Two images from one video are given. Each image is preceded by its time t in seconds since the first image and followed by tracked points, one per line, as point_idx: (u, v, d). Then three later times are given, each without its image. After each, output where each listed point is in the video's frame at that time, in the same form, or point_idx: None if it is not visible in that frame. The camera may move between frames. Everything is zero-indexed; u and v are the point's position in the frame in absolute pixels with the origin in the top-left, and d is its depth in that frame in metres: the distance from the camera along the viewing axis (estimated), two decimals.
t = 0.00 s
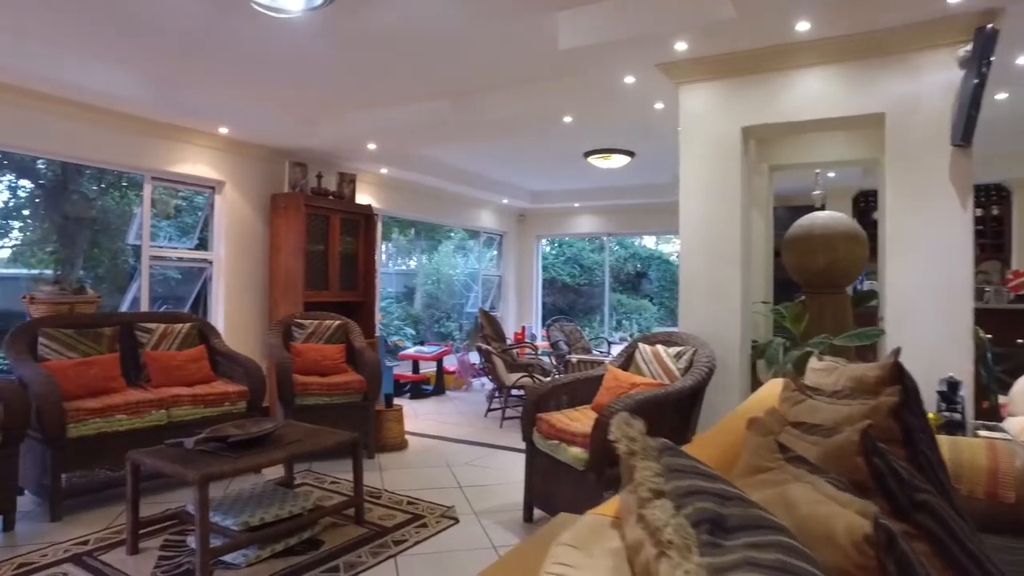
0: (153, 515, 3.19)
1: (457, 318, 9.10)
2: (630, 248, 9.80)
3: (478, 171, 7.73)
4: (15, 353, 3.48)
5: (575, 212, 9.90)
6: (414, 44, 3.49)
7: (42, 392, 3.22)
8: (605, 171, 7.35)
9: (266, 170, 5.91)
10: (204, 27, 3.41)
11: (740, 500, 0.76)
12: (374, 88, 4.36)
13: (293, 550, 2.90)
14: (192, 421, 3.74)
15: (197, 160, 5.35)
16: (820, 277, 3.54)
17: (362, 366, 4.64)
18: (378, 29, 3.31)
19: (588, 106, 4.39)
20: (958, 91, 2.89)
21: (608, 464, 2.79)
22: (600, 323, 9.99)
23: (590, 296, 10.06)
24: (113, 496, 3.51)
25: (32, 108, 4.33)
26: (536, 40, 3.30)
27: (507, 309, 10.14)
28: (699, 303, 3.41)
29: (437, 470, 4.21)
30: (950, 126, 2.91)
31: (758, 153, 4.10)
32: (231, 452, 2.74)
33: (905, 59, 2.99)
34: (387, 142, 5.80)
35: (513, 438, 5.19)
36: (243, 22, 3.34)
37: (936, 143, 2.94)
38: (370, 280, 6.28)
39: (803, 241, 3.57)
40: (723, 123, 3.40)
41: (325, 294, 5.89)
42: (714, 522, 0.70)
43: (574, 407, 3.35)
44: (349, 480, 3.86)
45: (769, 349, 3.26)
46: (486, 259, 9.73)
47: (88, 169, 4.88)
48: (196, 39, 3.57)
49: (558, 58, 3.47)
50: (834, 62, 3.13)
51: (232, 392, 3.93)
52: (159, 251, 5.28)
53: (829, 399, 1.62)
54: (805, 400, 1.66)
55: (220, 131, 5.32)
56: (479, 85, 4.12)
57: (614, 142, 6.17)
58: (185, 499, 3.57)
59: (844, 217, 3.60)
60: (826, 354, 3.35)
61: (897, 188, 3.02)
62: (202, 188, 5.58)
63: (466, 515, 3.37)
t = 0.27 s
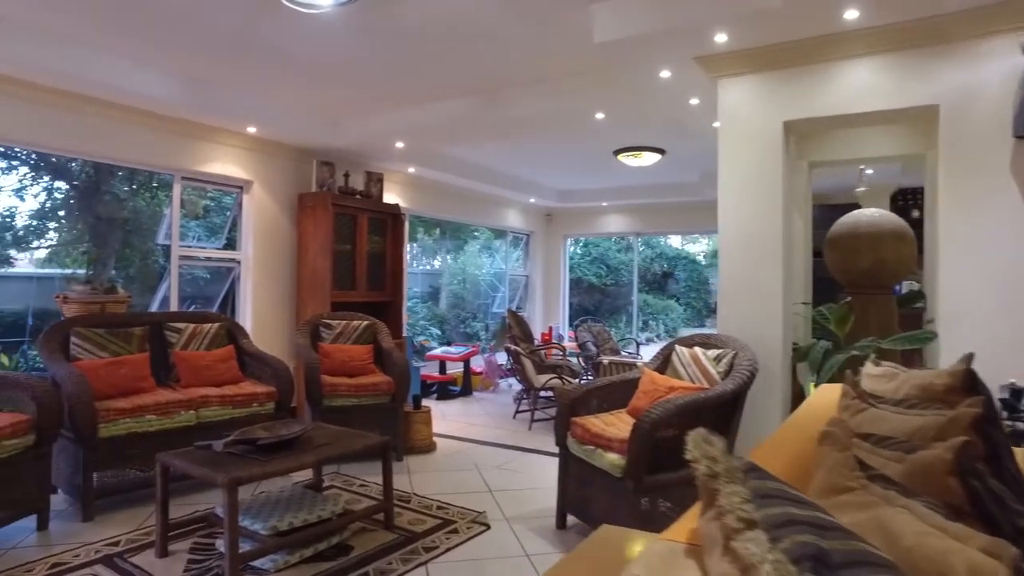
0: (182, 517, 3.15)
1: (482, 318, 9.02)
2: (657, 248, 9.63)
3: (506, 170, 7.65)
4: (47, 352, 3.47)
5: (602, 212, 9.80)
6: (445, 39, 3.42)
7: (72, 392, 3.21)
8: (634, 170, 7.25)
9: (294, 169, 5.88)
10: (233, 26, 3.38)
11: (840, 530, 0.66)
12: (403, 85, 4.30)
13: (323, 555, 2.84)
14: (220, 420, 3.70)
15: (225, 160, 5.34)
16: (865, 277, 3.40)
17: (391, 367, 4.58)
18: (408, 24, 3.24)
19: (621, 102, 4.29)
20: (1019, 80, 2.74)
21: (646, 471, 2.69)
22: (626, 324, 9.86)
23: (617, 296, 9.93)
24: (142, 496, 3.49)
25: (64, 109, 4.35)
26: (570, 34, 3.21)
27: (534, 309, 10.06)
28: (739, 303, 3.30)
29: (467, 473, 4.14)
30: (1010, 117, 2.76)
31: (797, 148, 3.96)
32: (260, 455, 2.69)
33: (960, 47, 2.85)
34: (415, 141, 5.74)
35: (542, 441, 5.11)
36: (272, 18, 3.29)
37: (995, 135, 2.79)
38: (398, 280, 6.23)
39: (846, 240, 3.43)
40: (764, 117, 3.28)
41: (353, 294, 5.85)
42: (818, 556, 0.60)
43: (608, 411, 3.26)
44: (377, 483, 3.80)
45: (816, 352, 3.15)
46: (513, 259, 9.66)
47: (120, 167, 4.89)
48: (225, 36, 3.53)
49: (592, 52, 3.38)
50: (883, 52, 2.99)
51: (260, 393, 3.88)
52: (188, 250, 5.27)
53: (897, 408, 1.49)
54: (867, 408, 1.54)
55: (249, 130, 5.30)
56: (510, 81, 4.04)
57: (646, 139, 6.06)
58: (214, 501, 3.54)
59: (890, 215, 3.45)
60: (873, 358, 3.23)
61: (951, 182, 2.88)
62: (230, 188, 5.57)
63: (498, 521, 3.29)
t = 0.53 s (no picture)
0: (207, 518, 3.12)
1: (504, 318, 8.95)
2: (679, 248, 9.53)
3: (528, 169, 7.58)
4: (73, 351, 3.45)
5: (626, 211, 9.70)
6: (470, 35, 3.36)
7: (99, 391, 3.18)
8: (659, 168, 7.15)
9: (317, 169, 5.86)
10: (256, 25, 3.37)
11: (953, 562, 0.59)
12: (427, 83, 4.25)
13: (348, 560, 2.78)
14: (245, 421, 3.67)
15: (249, 161, 5.33)
16: (906, 276, 3.28)
17: (415, 367, 4.53)
18: (433, 20, 3.18)
19: (649, 98, 4.20)
20: None
21: (681, 476, 2.61)
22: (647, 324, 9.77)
23: (639, 296, 9.82)
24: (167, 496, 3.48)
25: (90, 109, 4.38)
26: (599, 28, 3.13)
27: (557, 309, 9.98)
28: (774, 304, 3.20)
29: (492, 476, 4.07)
30: None
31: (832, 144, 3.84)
32: (285, 458, 2.64)
33: (1011, 36, 2.72)
34: (438, 139, 5.69)
35: (567, 443, 5.03)
36: (295, 15, 3.25)
37: None
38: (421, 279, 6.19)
39: (886, 237, 3.31)
40: (801, 112, 3.17)
41: (376, 294, 5.81)
42: None
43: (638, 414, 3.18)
44: (402, 486, 3.74)
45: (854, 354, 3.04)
46: (535, 258, 9.59)
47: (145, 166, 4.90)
48: (248, 34, 3.50)
49: (621, 46, 3.30)
50: (928, 42, 2.87)
51: (284, 394, 3.84)
52: (212, 249, 5.26)
53: (958, 414, 1.46)
54: (928, 416, 1.47)
55: (272, 129, 5.28)
56: (535, 77, 3.97)
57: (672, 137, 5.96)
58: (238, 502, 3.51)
59: (933, 211, 3.32)
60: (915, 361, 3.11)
61: (1001, 177, 2.76)
62: (252, 187, 5.55)
63: (525, 526, 3.22)
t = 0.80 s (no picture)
0: (229, 521, 3.06)
1: (525, 317, 8.86)
2: (701, 247, 9.42)
3: (551, 166, 7.48)
4: (96, 349, 3.42)
5: (649, 209, 9.58)
6: (495, 29, 3.28)
7: (122, 389, 3.13)
8: (685, 165, 7.02)
9: (340, 166, 5.81)
10: (279, 20, 3.32)
11: None
12: (450, 78, 4.17)
13: (372, 565, 2.71)
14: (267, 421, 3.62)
15: (271, 159, 5.29)
16: (951, 275, 3.14)
17: (438, 367, 4.46)
18: (458, 13, 3.11)
19: (679, 92, 4.09)
20: None
21: (718, 482, 2.51)
22: (668, 324, 9.67)
23: (659, 296, 9.74)
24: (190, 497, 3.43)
25: (113, 107, 4.37)
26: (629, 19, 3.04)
27: (579, 309, 9.88)
28: (812, 303, 3.08)
29: (517, 479, 3.99)
30: None
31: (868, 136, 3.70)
32: (309, 460, 2.57)
33: None
34: (461, 136, 5.62)
35: (593, 445, 4.94)
36: (317, 10, 3.19)
37: None
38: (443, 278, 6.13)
39: (929, 234, 3.18)
40: (841, 103, 3.06)
41: (398, 292, 5.75)
42: None
43: (671, 418, 3.08)
44: (426, 488, 3.67)
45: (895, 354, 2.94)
46: (557, 257, 9.50)
47: (170, 165, 4.89)
48: (271, 30, 3.45)
49: (652, 37, 3.20)
50: (978, 28, 2.74)
51: (306, 393, 3.78)
52: (233, 248, 5.23)
53: None
54: (1004, 426, 1.41)
55: (295, 126, 5.24)
56: (561, 71, 3.89)
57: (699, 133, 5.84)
58: (261, 503, 3.45)
59: (979, 205, 3.17)
60: (961, 363, 2.98)
61: None
62: (273, 185, 5.51)
63: (553, 531, 3.14)
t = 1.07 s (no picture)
0: (247, 526, 2.99)
1: (542, 317, 8.75)
2: (719, 246, 9.29)
3: (571, 164, 7.38)
4: (113, 349, 3.36)
5: (668, 207, 9.45)
6: (519, 21, 3.18)
7: (139, 390, 3.07)
8: (707, 161, 6.90)
9: (358, 164, 5.74)
10: (298, 15, 3.25)
11: None
12: (471, 73, 4.08)
13: (394, 574, 2.63)
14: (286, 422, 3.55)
15: (288, 157, 5.22)
16: (995, 274, 3.00)
17: (458, 368, 4.37)
18: (481, 4, 3.01)
19: (707, 85, 3.98)
20: None
21: (755, 491, 2.40)
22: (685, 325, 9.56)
23: (676, 295, 9.63)
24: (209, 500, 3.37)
25: (131, 104, 4.33)
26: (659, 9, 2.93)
27: (596, 308, 9.79)
28: (849, 303, 2.96)
29: (540, 483, 3.90)
30: None
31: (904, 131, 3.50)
32: (329, 466, 2.49)
33: None
34: (480, 132, 5.53)
35: (616, 447, 4.84)
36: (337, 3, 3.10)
37: None
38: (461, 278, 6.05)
39: (971, 230, 3.03)
40: (880, 95, 2.93)
41: (416, 292, 5.68)
42: None
43: (701, 423, 2.97)
44: (447, 492, 3.58)
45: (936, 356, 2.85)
46: (575, 256, 9.39)
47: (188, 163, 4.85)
48: (289, 25, 3.37)
49: (682, 27, 3.09)
50: None
51: (324, 395, 3.71)
52: (250, 246, 5.18)
53: None
54: None
55: (312, 123, 5.17)
56: (585, 65, 3.79)
57: (724, 129, 5.72)
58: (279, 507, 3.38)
59: None
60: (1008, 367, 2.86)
61: None
62: (290, 182, 5.44)
63: (579, 539, 3.04)
